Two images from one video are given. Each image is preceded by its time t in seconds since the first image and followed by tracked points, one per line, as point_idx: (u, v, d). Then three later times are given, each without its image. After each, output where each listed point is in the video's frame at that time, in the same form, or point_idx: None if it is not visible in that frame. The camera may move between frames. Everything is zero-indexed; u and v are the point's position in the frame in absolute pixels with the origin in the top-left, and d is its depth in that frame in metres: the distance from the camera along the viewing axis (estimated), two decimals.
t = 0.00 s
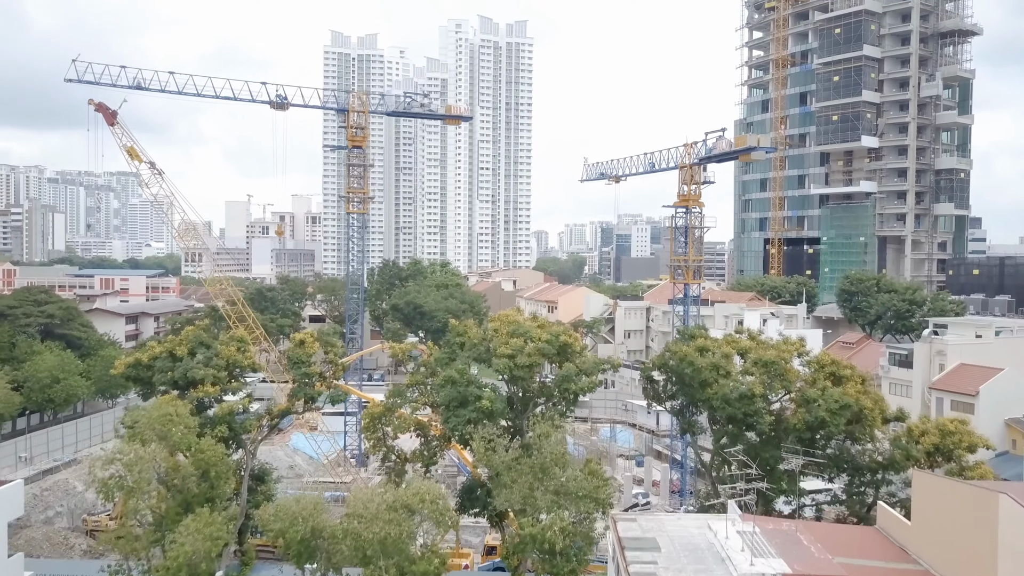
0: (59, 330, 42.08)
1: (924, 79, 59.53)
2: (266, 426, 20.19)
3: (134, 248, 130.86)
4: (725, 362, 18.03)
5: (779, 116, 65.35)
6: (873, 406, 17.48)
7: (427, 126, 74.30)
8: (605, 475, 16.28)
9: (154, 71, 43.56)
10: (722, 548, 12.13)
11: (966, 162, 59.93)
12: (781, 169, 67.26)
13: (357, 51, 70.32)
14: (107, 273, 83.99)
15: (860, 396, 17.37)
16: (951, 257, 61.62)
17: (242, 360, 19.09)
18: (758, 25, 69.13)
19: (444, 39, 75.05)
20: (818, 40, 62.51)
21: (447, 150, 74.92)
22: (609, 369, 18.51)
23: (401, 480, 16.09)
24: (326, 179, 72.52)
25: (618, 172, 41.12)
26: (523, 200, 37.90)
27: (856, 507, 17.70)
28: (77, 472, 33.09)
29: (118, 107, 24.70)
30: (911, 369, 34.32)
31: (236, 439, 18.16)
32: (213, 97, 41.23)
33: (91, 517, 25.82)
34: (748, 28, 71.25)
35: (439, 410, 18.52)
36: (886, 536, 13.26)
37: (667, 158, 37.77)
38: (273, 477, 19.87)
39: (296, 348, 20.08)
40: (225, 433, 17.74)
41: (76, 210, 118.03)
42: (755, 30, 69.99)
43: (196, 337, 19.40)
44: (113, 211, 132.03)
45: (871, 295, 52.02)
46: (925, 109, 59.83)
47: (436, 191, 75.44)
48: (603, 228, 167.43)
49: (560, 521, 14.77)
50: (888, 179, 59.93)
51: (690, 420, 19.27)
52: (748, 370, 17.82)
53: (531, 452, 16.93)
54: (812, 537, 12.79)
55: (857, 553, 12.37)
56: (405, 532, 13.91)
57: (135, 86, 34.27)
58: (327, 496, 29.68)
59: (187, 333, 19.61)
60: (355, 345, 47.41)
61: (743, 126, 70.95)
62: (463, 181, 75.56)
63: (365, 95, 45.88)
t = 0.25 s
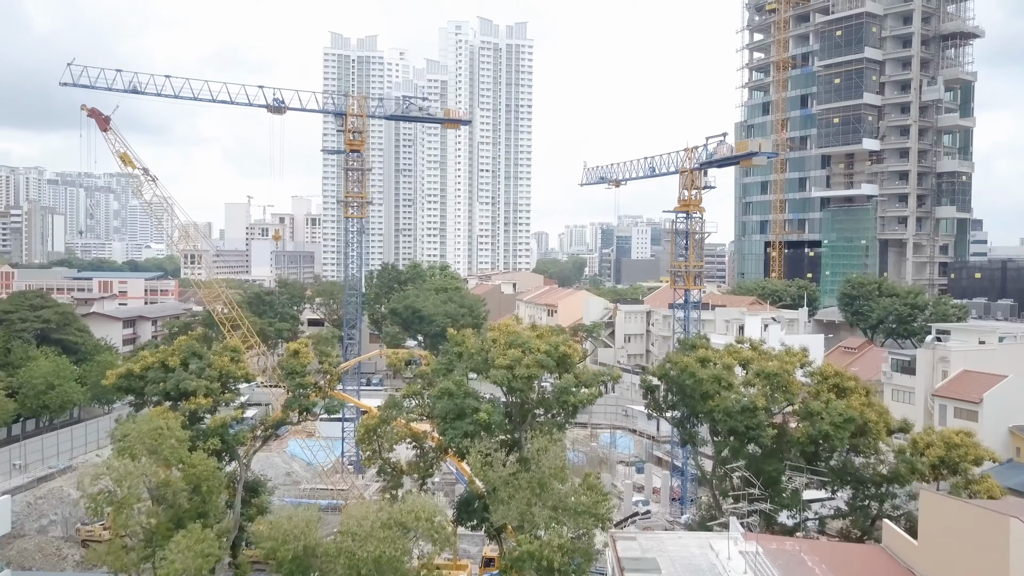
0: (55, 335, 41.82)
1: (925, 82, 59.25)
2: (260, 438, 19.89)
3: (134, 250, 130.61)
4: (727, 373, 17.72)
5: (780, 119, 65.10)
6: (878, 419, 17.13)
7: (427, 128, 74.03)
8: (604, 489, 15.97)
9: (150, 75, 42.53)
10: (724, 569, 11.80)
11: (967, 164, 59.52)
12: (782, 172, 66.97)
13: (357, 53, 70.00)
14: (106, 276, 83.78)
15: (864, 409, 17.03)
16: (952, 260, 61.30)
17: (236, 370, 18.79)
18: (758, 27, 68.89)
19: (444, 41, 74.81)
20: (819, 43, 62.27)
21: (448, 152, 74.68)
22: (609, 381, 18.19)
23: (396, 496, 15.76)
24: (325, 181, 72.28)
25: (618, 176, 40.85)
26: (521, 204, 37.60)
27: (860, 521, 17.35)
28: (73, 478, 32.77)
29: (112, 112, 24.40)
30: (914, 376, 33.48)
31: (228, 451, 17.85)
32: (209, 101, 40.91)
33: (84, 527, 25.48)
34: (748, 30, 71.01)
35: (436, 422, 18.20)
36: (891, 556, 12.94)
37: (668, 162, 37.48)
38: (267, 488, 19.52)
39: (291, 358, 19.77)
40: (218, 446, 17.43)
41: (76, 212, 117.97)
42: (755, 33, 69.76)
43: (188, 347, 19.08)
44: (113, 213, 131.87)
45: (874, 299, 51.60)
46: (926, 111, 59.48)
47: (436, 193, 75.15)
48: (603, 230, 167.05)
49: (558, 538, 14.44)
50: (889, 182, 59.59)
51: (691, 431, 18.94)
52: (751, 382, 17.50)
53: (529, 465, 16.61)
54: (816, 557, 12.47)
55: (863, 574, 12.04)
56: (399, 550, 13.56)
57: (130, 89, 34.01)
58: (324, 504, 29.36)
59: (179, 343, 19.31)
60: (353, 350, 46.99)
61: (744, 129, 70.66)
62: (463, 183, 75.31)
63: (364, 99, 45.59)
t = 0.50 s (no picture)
0: (51, 340, 41.47)
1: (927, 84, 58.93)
2: (254, 449, 19.62)
3: (134, 251, 130.25)
4: (728, 386, 17.42)
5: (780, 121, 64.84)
6: (881, 433, 16.83)
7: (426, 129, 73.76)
8: (603, 504, 15.66)
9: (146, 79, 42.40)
10: None
11: (969, 167, 59.20)
12: (783, 175, 66.70)
13: (357, 54, 69.68)
14: (104, 278, 83.39)
15: (867, 422, 16.74)
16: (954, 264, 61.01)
17: (229, 382, 18.53)
18: (759, 29, 68.60)
19: (444, 42, 74.57)
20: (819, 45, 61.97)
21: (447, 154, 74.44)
22: (609, 394, 17.92)
23: (391, 511, 15.47)
24: (325, 183, 72.06)
25: (617, 180, 40.57)
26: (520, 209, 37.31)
27: (863, 536, 17.06)
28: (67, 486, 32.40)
29: (105, 117, 24.07)
30: (916, 382, 33.16)
31: (221, 464, 17.58)
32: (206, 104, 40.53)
33: (77, 537, 25.19)
34: (749, 32, 70.73)
35: (432, 434, 17.92)
36: None
37: (668, 166, 37.21)
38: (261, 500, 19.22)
39: (285, 369, 19.50)
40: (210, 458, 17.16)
41: (76, 213, 117.80)
42: (756, 34, 69.46)
43: (181, 357, 18.86)
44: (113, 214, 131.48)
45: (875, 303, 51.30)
46: (928, 114, 59.15)
47: (436, 195, 74.93)
48: (603, 232, 166.79)
49: (556, 555, 14.15)
50: (890, 185, 59.26)
51: (691, 443, 18.65)
52: (752, 394, 17.23)
53: (527, 480, 16.32)
54: None
55: None
56: (393, 569, 13.23)
57: (126, 93, 33.68)
58: (319, 512, 28.99)
59: (172, 354, 19.11)
60: (351, 355, 46.70)
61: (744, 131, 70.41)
62: (463, 184, 75.09)
63: (362, 101, 45.24)
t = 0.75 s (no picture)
0: (47, 345, 41.18)
1: (929, 87, 58.63)
2: (248, 461, 19.34)
3: (135, 252, 130.00)
4: (729, 399, 17.14)
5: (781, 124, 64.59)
6: (885, 446, 16.54)
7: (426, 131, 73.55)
8: (602, 519, 15.38)
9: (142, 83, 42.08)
10: None
11: (970, 170, 58.88)
12: (784, 178, 66.42)
13: (356, 56, 69.44)
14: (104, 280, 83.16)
15: (871, 436, 16.44)
16: (955, 267, 60.65)
17: (222, 393, 18.25)
18: (759, 31, 68.33)
19: (444, 44, 74.39)
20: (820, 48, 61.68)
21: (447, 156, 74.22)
22: (609, 407, 17.61)
23: (386, 527, 15.19)
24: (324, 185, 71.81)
25: (617, 184, 40.32)
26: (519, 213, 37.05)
27: (866, 551, 16.77)
28: (62, 492, 32.09)
29: (99, 123, 23.78)
30: (918, 389, 32.65)
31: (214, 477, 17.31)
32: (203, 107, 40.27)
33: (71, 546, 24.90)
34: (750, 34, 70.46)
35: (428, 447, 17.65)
36: None
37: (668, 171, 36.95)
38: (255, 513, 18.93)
39: (280, 380, 19.25)
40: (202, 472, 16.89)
41: (75, 214, 117.45)
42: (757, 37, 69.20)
43: (174, 368, 18.61)
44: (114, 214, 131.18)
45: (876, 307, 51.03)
46: (929, 117, 58.84)
47: (436, 197, 74.68)
48: (603, 234, 166.61)
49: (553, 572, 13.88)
50: (892, 188, 58.90)
51: (692, 456, 18.36)
52: (753, 407, 16.98)
53: (524, 494, 16.05)
54: None
55: None
56: None
57: (122, 97, 33.43)
58: (315, 520, 28.67)
59: (165, 364, 18.85)
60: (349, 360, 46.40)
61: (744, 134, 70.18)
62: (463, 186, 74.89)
63: (360, 104, 44.94)
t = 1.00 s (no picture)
0: (42, 349, 40.87)
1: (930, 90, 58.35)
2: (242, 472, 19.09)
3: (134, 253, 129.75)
4: (730, 411, 16.87)
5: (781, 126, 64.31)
6: (888, 459, 16.27)
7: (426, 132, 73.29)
8: (601, 534, 15.13)
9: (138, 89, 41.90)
10: None
11: (972, 173, 58.60)
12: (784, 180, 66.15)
13: (356, 57, 69.14)
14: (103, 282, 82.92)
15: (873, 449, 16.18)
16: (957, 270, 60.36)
17: (215, 404, 17.99)
18: (760, 33, 68.03)
19: (444, 45, 74.15)
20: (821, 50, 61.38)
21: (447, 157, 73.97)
22: (608, 419, 17.34)
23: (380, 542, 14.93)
24: (323, 187, 71.59)
25: (617, 188, 40.05)
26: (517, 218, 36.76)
27: (869, 566, 16.52)
28: (56, 499, 31.78)
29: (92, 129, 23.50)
30: (920, 396, 32.53)
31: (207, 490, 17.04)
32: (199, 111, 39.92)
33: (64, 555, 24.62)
34: (750, 36, 70.17)
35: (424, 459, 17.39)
36: None
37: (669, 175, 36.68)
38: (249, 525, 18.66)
39: (274, 390, 19.00)
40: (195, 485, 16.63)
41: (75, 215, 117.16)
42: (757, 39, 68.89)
43: (166, 379, 18.34)
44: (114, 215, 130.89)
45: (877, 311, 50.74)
46: (930, 119, 58.54)
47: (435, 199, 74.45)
48: (604, 235, 166.27)
49: None
50: (893, 191, 58.57)
51: (692, 467, 18.10)
52: (754, 419, 16.73)
53: (522, 508, 15.79)
54: None
55: None
56: None
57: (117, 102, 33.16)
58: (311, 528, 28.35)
59: (158, 374, 18.57)
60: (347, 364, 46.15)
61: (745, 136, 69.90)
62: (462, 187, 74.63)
63: (358, 107, 44.61)
